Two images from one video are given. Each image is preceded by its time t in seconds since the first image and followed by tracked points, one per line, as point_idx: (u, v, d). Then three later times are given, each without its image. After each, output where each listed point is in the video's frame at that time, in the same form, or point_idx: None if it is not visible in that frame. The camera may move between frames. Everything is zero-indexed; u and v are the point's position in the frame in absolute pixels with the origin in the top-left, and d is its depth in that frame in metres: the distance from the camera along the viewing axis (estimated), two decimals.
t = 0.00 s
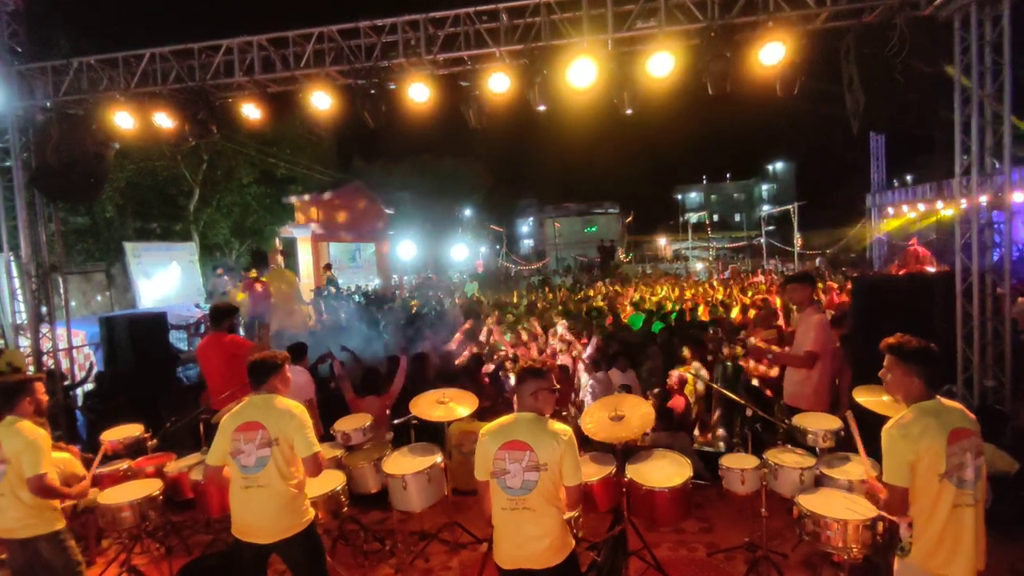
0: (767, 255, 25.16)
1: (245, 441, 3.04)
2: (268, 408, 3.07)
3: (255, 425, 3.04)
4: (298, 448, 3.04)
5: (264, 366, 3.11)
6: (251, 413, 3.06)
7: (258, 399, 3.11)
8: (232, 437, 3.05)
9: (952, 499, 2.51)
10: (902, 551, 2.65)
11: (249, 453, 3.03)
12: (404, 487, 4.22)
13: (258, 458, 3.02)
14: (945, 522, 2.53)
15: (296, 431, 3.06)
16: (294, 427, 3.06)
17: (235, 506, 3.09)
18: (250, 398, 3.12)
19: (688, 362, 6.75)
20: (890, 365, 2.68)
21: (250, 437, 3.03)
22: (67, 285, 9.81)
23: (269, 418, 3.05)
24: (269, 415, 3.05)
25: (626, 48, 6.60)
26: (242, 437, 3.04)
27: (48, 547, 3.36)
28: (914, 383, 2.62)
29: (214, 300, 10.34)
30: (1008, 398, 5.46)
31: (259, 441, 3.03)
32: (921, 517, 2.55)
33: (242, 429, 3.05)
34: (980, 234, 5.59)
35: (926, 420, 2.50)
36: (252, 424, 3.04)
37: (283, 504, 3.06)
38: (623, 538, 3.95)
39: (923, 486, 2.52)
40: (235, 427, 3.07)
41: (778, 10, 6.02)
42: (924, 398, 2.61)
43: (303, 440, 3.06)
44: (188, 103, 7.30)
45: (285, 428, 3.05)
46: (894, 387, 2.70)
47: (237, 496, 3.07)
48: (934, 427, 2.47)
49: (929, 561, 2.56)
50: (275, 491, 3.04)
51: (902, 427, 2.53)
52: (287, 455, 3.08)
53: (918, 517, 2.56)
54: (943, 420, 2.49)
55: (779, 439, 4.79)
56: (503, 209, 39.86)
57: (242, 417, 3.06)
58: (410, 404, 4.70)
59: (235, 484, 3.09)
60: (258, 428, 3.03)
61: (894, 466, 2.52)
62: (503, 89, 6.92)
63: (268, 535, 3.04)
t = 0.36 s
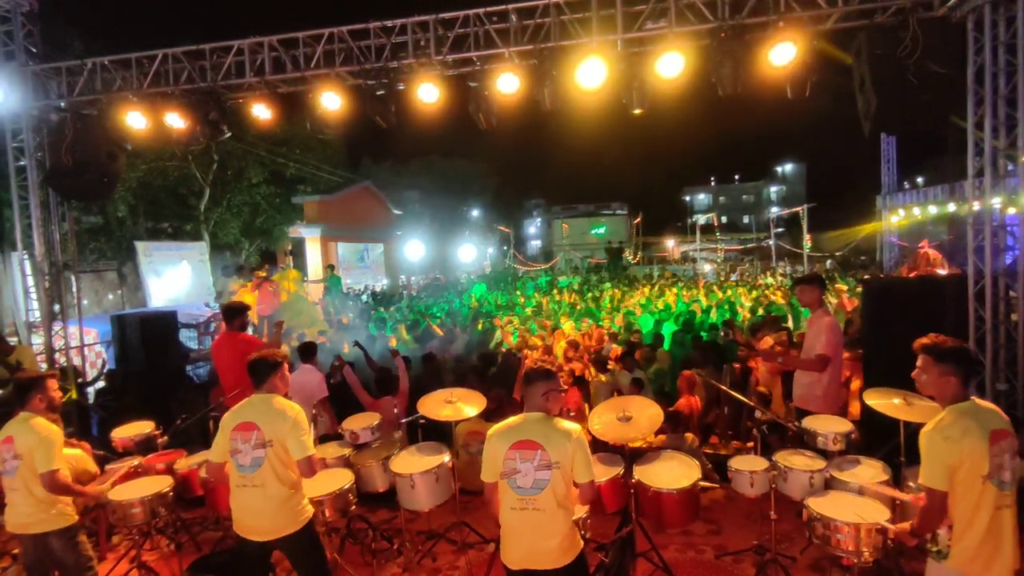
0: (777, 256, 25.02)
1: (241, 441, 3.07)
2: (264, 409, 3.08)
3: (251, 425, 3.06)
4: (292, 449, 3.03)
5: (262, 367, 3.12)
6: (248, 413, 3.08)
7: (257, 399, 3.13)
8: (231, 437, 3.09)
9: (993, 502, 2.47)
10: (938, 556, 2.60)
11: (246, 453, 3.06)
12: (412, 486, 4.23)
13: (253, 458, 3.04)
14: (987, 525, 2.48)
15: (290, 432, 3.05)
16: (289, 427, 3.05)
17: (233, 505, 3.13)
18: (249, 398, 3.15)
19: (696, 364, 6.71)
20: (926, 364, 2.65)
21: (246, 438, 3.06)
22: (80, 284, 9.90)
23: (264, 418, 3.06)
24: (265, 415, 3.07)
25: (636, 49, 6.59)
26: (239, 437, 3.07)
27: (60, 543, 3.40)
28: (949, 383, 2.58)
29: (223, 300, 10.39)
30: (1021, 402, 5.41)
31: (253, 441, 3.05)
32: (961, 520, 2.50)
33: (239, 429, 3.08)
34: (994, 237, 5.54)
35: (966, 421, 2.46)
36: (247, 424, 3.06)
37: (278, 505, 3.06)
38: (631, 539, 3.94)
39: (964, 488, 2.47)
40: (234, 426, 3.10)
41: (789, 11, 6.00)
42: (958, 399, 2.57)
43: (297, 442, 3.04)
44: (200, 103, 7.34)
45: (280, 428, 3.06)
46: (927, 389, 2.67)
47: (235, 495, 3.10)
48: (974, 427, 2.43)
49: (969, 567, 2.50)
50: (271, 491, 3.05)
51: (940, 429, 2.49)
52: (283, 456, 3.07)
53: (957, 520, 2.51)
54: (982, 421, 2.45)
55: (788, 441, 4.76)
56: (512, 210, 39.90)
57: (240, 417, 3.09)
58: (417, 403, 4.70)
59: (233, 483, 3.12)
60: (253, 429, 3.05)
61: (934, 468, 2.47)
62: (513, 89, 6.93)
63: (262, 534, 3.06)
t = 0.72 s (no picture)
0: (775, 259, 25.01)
1: (259, 447, 3.04)
2: (283, 415, 3.07)
3: (270, 431, 3.04)
4: (313, 455, 3.05)
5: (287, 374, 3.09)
6: (267, 419, 3.07)
7: (272, 404, 3.11)
8: (247, 442, 3.06)
9: (1008, 504, 2.45)
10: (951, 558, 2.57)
11: (263, 459, 3.04)
12: (410, 487, 4.22)
13: (273, 464, 3.02)
14: (1004, 528, 2.45)
15: (311, 438, 3.07)
16: (309, 433, 3.07)
17: (245, 511, 3.09)
18: (262, 404, 3.12)
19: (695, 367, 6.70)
20: (942, 367, 2.63)
21: (264, 443, 3.04)
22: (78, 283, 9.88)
23: (284, 424, 3.05)
24: (284, 421, 3.06)
25: (636, 52, 6.59)
26: (257, 442, 3.05)
27: (55, 542, 3.37)
28: (965, 385, 2.57)
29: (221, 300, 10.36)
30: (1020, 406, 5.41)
31: (273, 447, 3.03)
32: (976, 523, 2.48)
33: (257, 435, 3.05)
34: (993, 242, 5.55)
35: (983, 422, 2.47)
36: (266, 430, 3.04)
37: (296, 511, 3.06)
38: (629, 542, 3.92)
39: (980, 490, 2.46)
40: (250, 432, 3.07)
41: (790, 14, 6.00)
42: (973, 401, 2.57)
43: (318, 448, 3.07)
44: (200, 102, 7.32)
45: (300, 434, 3.06)
46: (941, 391, 2.65)
47: (249, 501, 3.07)
48: (992, 428, 2.44)
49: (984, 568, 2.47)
50: (289, 498, 3.05)
51: (959, 429, 2.49)
52: (301, 462, 3.08)
53: (973, 523, 2.48)
54: (999, 423, 2.46)
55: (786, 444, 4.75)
56: (511, 212, 39.93)
57: (256, 422, 3.07)
58: (416, 403, 4.68)
59: (246, 489, 3.08)
60: (272, 434, 3.04)
61: (951, 467, 2.46)
62: (513, 91, 6.93)
63: (278, 541, 3.04)
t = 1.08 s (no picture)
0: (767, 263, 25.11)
1: (298, 447, 2.99)
2: (319, 412, 3.08)
3: (309, 429, 3.02)
4: (349, 448, 3.13)
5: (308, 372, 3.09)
6: (302, 418, 3.03)
7: (298, 403, 3.08)
8: (283, 444, 2.98)
9: (1005, 506, 2.45)
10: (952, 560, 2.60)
11: (303, 459, 2.99)
12: (403, 490, 4.18)
13: (315, 462, 3.00)
14: (1002, 532, 2.46)
15: (345, 431, 3.15)
16: (343, 428, 3.14)
17: (279, 516, 3.00)
18: (288, 404, 3.06)
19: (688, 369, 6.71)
20: (938, 372, 2.63)
21: (304, 442, 3.00)
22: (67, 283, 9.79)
23: (322, 421, 3.06)
24: (319, 418, 3.06)
25: (631, 55, 6.60)
26: (295, 442, 2.99)
27: (41, 547, 3.32)
28: (964, 388, 2.57)
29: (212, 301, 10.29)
30: (1010, 409, 5.43)
31: (313, 445, 3.01)
32: (976, 526, 2.49)
33: (293, 435, 3.00)
34: (984, 246, 5.58)
35: (981, 425, 2.47)
36: (306, 429, 3.02)
37: (332, 507, 3.08)
38: (622, 545, 3.91)
39: (980, 492, 2.46)
40: (285, 433, 3.00)
41: (784, 17, 6.02)
42: (971, 405, 2.57)
43: (351, 441, 3.16)
44: (192, 102, 7.27)
45: (335, 430, 3.11)
46: (938, 396, 2.66)
47: (286, 504, 2.99)
48: (990, 431, 2.44)
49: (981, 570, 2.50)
50: (328, 494, 3.06)
51: (957, 433, 2.50)
52: (335, 457, 3.11)
53: (974, 526, 2.50)
54: (996, 426, 2.46)
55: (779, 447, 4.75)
56: (505, 214, 39.97)
57: (292, 422, 3.01)
58: (409, 405, 4.65)
59: (280, 493, 2.99)
60: (312, 432, 3.02)
61: (955, 470, 2.46)
62: (507, 92, 6.92)
63: (316, 540, 3.01)
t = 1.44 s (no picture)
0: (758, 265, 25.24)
1: (298, 447, 2.98)
2: (315, 411, 3.08)
3: (308, 428, 3.03)
4: (347, 444, 3.16)
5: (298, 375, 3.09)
6: (300, 418, 3.02)
7: (293, 405, 3.06)
8: (284, 445, 2.96)
9: (990, 502, 2.49)
10: (937, 556, 2.61)
11: (305, 458, 2.99)
12: (393, 492, 4.17)
13: (315, 460, 3.01)
14: (986, 528, 2.50)
15: (340, 429, 3.17)
16: (338, 425, 3.16)
17: (282, 518, 2.97)
18: (283, 406, 3.04)
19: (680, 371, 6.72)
20: (928, 370, 2.65)
21: (304, 442, 2.99)
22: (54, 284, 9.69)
23: (320, 420, 3.07)
24: (316, 417, 3.07)
25: (623, 58, 6.62)
26: (295, 442, 2.98)
27: (24, 551, 3.28)
28: (950, 387, 2.60)
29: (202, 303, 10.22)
30: (996, 410, 5.48)
31: (313, 444, 3.02)
32: (963, 523, 2.52)
33: (293, 435, 2.99)
34: (970, 250, 5.63)
35: (968, 422, 2.50)
36: (305, 428, 3.02)
37: (332, 505, 3.09)
38: (611, 546, 3.91)
39: (968, 489, 2.49)
40: (284, 434, 2.98)
41: (773, 22, 6.05)
42: (956, 403, 2.60)
43: (347, 438, 3.18)
44: (181, 102, 7.23)
45: (330, 428, 3.12)
46: (923, 394, 2.68)
47: (288, 505, 2.98)
48: (976, 429, 2.47)
49: (968, 567, 2.52)
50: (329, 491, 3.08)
51: (945, 430, 2.51)
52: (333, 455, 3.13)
53: (960, 522, 2.52)
54: (982, 423, 2.50)
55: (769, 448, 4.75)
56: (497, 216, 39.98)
57: (290, 423, 3.00)
58: (400, 407, 4.63)
59: (281, 494, 2.97)
60: (311, 431, 3.03)
61: (943, 468, 2.46)
62: (499, 94, 6.95)
63: (321, 538, 3.02)
